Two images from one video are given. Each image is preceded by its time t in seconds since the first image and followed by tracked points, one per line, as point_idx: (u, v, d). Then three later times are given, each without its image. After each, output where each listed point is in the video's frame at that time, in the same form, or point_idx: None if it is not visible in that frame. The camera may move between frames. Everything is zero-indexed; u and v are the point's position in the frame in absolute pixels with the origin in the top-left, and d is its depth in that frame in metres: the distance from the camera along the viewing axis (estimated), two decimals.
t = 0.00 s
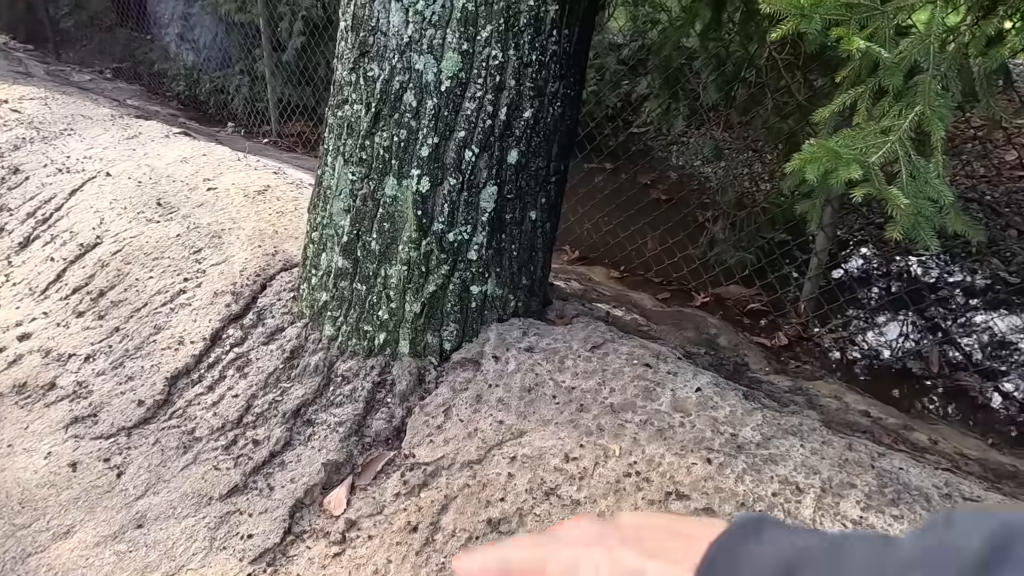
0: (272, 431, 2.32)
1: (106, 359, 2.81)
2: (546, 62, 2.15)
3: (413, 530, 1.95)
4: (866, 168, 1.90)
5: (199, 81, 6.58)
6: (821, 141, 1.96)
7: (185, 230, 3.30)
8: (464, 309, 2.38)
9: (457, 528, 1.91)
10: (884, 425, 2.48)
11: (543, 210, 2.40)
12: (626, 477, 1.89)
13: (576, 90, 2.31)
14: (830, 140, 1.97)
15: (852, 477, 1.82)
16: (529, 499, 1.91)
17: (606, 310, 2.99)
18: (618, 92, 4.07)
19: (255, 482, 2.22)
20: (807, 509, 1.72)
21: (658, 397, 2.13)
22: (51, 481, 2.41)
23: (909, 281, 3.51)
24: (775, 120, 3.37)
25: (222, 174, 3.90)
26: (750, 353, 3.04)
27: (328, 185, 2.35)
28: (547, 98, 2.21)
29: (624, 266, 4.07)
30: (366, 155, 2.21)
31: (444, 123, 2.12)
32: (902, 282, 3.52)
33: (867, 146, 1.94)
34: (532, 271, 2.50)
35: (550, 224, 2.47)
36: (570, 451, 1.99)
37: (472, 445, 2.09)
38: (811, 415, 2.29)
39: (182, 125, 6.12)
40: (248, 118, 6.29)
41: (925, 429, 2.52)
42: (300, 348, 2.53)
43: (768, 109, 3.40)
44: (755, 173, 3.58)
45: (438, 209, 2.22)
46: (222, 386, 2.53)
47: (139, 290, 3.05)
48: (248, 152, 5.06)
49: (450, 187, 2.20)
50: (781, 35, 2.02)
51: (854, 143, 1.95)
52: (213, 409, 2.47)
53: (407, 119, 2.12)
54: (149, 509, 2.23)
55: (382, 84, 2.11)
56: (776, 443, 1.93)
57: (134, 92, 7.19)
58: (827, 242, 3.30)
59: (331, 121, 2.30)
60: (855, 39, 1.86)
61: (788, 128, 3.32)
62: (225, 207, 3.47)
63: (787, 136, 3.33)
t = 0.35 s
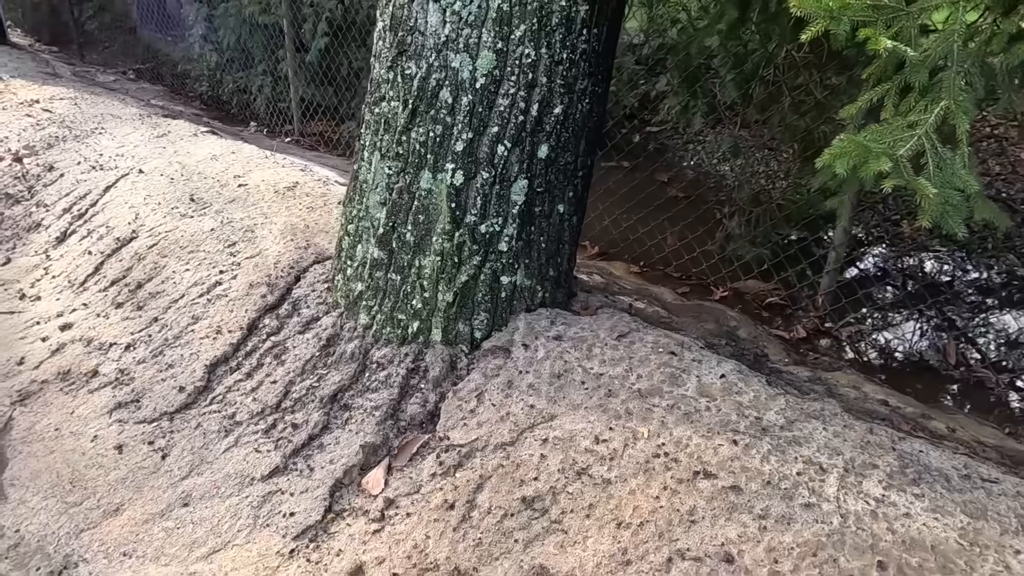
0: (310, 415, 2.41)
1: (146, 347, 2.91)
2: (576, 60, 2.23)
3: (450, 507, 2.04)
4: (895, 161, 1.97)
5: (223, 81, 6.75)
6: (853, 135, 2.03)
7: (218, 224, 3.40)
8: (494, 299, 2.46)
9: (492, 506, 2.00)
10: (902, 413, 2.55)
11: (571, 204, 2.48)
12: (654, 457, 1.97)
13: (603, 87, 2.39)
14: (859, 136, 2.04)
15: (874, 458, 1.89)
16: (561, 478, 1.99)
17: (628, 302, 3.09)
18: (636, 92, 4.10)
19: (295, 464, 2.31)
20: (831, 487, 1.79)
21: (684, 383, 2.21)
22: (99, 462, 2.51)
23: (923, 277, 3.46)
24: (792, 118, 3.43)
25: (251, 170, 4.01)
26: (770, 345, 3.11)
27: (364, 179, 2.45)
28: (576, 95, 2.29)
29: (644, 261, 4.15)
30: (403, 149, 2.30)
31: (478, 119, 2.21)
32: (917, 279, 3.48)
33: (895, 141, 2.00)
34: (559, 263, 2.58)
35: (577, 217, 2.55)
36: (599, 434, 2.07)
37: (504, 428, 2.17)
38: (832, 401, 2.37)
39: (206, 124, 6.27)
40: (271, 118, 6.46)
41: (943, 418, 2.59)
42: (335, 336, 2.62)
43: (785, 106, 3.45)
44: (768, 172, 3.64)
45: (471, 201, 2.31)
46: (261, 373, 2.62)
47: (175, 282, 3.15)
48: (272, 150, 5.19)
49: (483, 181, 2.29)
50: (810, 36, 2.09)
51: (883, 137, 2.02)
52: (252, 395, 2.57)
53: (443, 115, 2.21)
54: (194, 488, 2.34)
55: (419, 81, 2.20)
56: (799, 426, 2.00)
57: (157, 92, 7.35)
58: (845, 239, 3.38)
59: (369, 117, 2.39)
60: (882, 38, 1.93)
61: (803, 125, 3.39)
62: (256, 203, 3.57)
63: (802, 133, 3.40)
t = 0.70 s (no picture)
0: (345, 421, 2.33)
1: (174, 349, 2.84)
2: (627, 53, 2.14)
3: (497, 521, 1.95)
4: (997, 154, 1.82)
5: (242, 79, 6.71)
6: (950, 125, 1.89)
7: (246, 224, 3.34)
8: (536, 302, 2.38)
9: (542, 520, 1.92)
10: (960, 424, 2.44)
11: (616, 203, 2.39)
12: (713, 471, 1.87)
13: (652, 82, 2.29)
14: (955, 126, 1.90)
15: (949, 475, 1.79)
16: (615, 492, 1.91)
17: (668, 306, 3.01)
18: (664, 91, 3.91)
19: (331, 472, 2.23)
20: (906, 506, 1.70)
21: (738, 392, 2.11)
22: (128, 469, 2.44)
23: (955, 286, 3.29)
24: (832, 114, 3.24)
25: (277, 169, 3.94)
26: (814, 351, 3.00)
27: (403, 177, 2.36)
28: (625, 90, 2.20)
29: (678, 263, 4.01)
30: (445, 147, 2.21)
31: (525, 115, 2.12)
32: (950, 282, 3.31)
33: (995, 131, 1.84)
34: (601, 265, 2.49)
35: (621, 218, 2.46)
36: (652, 445, 1.98)
37: (551, 437, 2.08)
38: (889, 411, 2.27)
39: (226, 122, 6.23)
40: (291, 117, 6.41)
41: (1002, 429, 2.47)
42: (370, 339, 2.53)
43: (826, 101, 3.26)
44: (800, 172, 3.49)
45: (515, 201, 2.22)
46: (293, 377, 2.55)
47: (203, 282, 3.08)
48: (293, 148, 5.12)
49: (528, 179, 2.20)
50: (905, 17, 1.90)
51: (982, 128, 1.86)
52: (284, 399, 2.49)
53: (488, 111, 2.13)
54: (227, 497, 2.27)
55: (464, 76, 2.11)
56: (865, 439, 1.90)
57: (175, 90, 7.32)
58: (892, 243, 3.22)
59: (408, 112, 2.31)
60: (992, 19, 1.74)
61: (844, 123, 3.21)
62: (283, 203, 3.50)
63: (841, 132, 3.23)
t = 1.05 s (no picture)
0: (381, 479, 2.13)
1: (193, 391, 2.65)
2: (697, 79, 1.92)
3: None
4: None
5: (259, 90, 6.55)
6: None
7: (269, 251, 3.15)
8: (591, 349, 2.17)
9: None
10: None
11: (677, 240, 2.18)
12: (805, 555, 1.69)
13: (719, 109, 2.08)
14: None
15: None
16: None
17: (725, 346, 2.77)
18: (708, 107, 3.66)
19: (367, 538, 2.04)
20: None
21: (823, 457, 1.89)
22: (145, 527, 2.27)
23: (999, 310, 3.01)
24: (895, 137, 3.02)
25: (299, 190, 3.76)
26: (880, 394, 2.76)
27: (446, 212, 2.16)
28: (693, 119, 1.98)
29: (723, 289, 3.68)
30: (494, 181, 2.01)
31: (585, 148, 1.92)
32: None
33: None
34: (659, 306, 2.28)
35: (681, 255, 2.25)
36: (730, 520, 1.78)
37: (614, 506, 1.90)
38: (985, 474, 2.05)
39: (244, 135, 6.07)
40: (310, 129, 6.23)
41: None
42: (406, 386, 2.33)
43: (889, 125, 3.01)
44: (844, 193, 3.33)
45: (571, 240, 2.02)
46: (323, 426, 2.35)
47: (223, 316, 2.90)
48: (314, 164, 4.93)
49: (586, 218, 1.99)
50: None
51: None
52: (314, 452, 2.29)
53: (544, 143, 1.92)
54: (256, 563, 2.10)
55: (518, 105, 1.91)
56: (976, 519, 1.69)
57: (191, 100, 7.18)
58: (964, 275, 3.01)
59: (453, 142, 2.11)
60: None
61: (907, 144, 2.99)
62: (307, 227, 3.32)
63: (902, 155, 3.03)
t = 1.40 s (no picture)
0: (453, 537, 1.96)
1: (237, 431, 2.47)
2: (809, 100, 1.73)
3: None
4: None
5: (281, 100, 6.39)
6: None
7: (311, 276, 2.97)
8: (681, 393, 1.98)
9: None
10: None
11: (774, 273, 1.99)
12: None
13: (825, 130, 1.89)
14: None
15: None
16: None
17: (807, 381, 2.57)
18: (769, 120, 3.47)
19: None
20: None
21: (956, 521, 1.71)
22: None
23: None
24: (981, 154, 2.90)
25: (337, 209, 3.59)
26: (974, 432, 2.57)
27: (522, 244, 1.97)
28: (801, 143, 1.79)
29: (786, 313, 3.37)
30: (582, 212, 1.82)
31: (686, 176, 1.73)
32: None
33: None
34: (751, 344, 2.09)
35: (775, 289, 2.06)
36: None
37: None
38: None
39: (266, 147, 5.90)
40: (334, 141, 6.06)
41: None
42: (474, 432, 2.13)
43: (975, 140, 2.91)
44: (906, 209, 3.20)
45: (666, 277, 1.83)
46: (383, 474, 2.17)
47: (266, 347, 2.72)
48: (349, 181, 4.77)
49: (684, 252, 1.80)
50: None
51: None
52: (375, 503, 2.11)
53: (641, 171, 1.74)
54: None
55: (613, 128, 1.72)
56: None
57: (210, 111, 7.03)
58: None
59: (531, 167, 1.92)
60: None
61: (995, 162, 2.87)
62: (348, 249, 3.15)
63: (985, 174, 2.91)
